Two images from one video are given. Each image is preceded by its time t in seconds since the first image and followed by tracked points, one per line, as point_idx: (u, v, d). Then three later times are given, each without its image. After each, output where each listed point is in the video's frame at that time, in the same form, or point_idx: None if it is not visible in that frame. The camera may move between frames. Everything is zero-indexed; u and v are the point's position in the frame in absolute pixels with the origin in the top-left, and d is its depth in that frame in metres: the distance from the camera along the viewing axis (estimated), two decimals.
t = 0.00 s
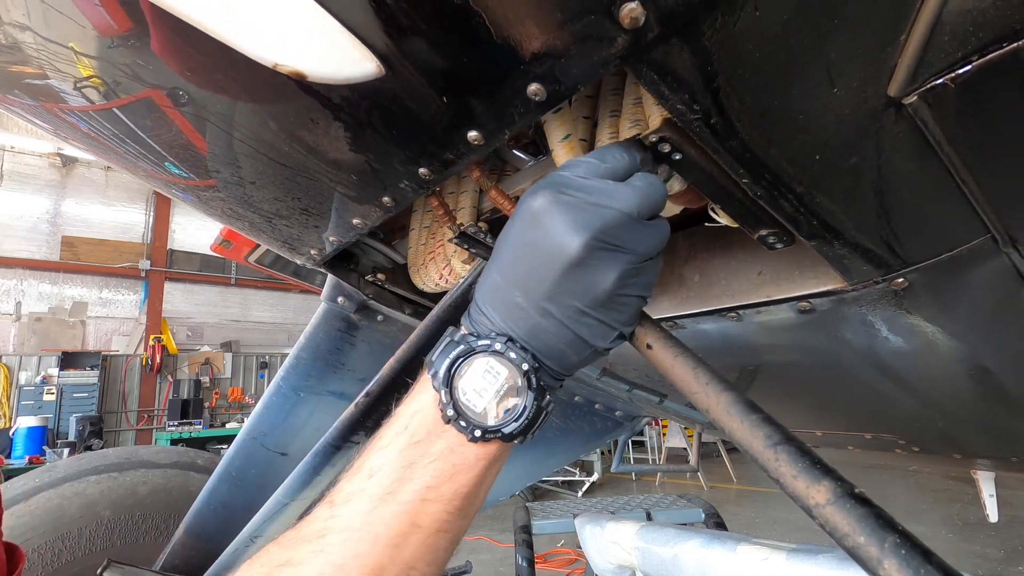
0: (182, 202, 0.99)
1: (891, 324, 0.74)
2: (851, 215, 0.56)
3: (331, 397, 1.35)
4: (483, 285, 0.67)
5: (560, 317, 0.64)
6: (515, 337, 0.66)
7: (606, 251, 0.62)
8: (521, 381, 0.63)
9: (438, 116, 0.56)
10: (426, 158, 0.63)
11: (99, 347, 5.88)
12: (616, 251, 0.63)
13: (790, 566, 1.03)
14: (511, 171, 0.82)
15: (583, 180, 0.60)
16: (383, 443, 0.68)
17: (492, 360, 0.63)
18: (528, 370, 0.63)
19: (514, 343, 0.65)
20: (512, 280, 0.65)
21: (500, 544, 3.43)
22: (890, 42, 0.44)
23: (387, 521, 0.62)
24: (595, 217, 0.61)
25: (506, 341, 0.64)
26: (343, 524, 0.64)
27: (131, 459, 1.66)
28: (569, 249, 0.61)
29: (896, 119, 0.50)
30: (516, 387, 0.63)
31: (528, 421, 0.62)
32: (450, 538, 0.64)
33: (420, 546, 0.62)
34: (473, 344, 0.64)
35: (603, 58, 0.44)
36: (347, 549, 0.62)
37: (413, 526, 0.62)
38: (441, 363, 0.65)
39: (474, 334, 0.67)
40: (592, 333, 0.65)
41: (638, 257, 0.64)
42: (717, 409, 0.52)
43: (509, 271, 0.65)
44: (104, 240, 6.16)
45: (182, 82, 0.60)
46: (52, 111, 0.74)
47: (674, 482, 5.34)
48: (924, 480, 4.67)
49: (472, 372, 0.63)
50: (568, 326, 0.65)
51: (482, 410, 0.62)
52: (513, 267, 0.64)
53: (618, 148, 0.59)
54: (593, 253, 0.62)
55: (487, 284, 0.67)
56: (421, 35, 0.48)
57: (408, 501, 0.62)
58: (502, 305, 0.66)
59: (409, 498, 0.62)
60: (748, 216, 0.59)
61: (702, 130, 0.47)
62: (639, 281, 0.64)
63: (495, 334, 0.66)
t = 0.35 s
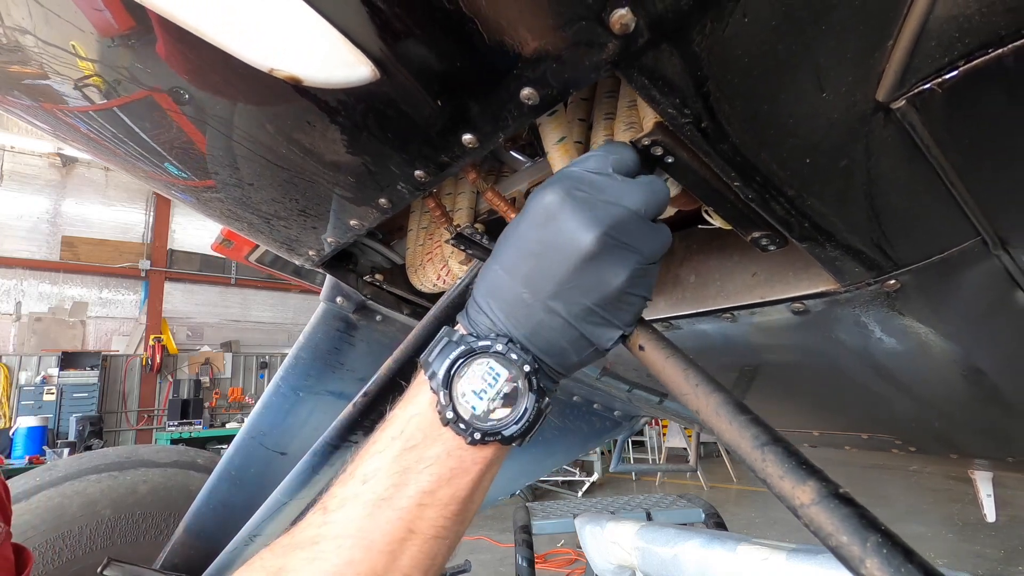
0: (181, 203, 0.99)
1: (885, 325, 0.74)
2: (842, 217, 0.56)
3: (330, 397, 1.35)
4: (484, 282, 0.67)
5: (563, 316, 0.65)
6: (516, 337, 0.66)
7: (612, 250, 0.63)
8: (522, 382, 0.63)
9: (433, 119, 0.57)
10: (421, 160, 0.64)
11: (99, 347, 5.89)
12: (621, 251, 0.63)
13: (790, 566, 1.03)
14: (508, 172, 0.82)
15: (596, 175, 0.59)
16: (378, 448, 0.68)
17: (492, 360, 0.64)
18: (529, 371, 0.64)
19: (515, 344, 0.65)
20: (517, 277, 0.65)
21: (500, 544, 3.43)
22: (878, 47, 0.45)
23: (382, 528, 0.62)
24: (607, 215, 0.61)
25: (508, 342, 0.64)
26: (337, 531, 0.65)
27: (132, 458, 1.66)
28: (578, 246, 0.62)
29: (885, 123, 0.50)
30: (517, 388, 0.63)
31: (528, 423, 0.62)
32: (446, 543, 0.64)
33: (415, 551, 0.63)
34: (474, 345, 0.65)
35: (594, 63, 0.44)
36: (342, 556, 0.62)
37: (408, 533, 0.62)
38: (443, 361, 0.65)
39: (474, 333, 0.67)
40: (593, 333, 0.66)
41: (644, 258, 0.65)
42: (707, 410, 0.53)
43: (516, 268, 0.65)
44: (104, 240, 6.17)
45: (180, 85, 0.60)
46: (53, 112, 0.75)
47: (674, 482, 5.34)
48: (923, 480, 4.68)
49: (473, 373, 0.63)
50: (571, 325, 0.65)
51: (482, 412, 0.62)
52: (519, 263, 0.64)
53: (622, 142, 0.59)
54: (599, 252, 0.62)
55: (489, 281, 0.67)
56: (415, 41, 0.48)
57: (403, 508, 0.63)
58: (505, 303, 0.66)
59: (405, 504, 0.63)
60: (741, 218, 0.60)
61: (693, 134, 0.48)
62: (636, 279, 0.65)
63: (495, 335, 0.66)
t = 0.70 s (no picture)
0: (182, 203, 1.00)
1: (881, 326, 0.75)
2: (837, 220, 0.57)
3: (331, 396, 1.36)
4: (470, 297, 0.69)
5: (545, 332, 0.65)
6: (495, 353, 0.66)
7: (593, 265, 0.63)
8: (498, 400, 0.63)
9: (433, 122, 0.57)
10: (421, 163, 0.64)
11: (99, 347, 5.89)
12: (605, 266, 0.63)
13: (790, 566, 1.05)
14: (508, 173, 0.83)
15: (589, 187, 0.62)
16: (356, 470, 0.70)
17: (467, 377, 0.64)
18: (505, 389, 0.64)
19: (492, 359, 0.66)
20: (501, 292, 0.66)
21: (500, 544, 3.44)
22: (872, 53, 0.45)
23: (356, 560, 0.65)
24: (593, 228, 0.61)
25: (482, 357, 0.65)
26: (314, 559, 0.68)
27: (133, 458, 1.67)
28: (560, 261, 0.62)
29: (879, 127, 0.51)
30: (493, 406, 0.63)
31: (503, 443, 0.62)
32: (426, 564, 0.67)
33: None
34: (448, 360, 0.65)
35: (592, 67, 0.45)
36: None
37: (382, 564, 0.65)
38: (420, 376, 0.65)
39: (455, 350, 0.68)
40: (576, 351, 0.66)
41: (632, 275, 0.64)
42: (703, 410, 0.54)
43: (500, 282, 0.66)
44: (104, 240, 6.17)
45: (181, 86, 0.61)
46: (55, 112, 0.75)
47: (674, 483, 5.35)
48: (923, 480, 4.68)
49: (447, 390, 0.63)
50: (552, 343, 0.65)
51: (457, 430, 0.62)
52: (504, 278, 0.66)
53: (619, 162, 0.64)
54: (581, 266, 0.63)
55: (475, 296, 0.68)
56: (416, 46, 0.49)
57: (376, 539, 0.65)
58: (488, 317, 0.67)
59: (378, 535, 0.65)
60: (738, 221, 0.61)
61: (689, 138, 0.49)
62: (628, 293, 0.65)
63: (473, 350, 0.66)
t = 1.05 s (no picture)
0: (183, 203, 1.00)
1: (881, 326, 0.75)
2: (838, 219, 0.57)
3: (330, 397, 1.35)
4: (480, 313, 0.69)
5: (558, 338, 0.65)
6: (512, 365, 0.67)
7: (597, 268, 0.63)
8: (523, 410, 0.63)
9: (434, 121, 0.57)
10: (422, 163, 0.64)
11: (99, 347, 5.89)
12: (610, 266, 0.64)
13: (790, 566, 1.04)
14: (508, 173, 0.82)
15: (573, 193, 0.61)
16: (392, 497, 0.69)
17: (491, 391, 0.64)
18: (528, 398, 0.64)
19: (512, 372, 0.66)
20: (508, 305, 0.66)
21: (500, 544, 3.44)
22: (873, 53, 0.45)
23: None
24: (586, 233, 0.62)
25: (504, 371, 0.65)
26: None
27: (134, 457, 1.67)
28: (561, 270, 0.63)
29: (880, 126, 0.50)
30: (519, 416, 0.63)
31: (534, 451, 0.62)
32: None
33: None
34: (471, 378, 0.65)
35: (593, 66, 0.45)
36: None
37: None
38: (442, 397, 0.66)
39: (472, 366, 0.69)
40: (593, 350, 0.67)
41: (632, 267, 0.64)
42: (704, 410, 0.54)
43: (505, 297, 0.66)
44: (104, 240, 6.17)
45: (181, 86, 0.61)
46: (55, 113, 0.75)
47: (674, 482, 5.35)
48: (923, 480, 4.68)
49: (472, 406, 0.64)
50: (567, 347, 0.66)
51: (487, 444, 0.63)
52: (508, 291, 0.66)
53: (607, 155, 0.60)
54: (585, 270, 0.63)
55: (483, 312, 0.68)
56: (416, 47, 0.49)
57: (424, 553, 0.63)
58: (500, 332, 0.67)
59: (425, 550, 0.63)
60: (739, 221, 0.61)
61: (690, 137, 0.48)
62: (630, 285, 0.66)
63: (492, 364, 0.67)
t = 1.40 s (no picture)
0: (182, 202, 0.99)
1: (887, 324, 0.74)
2: (845, 216, 0.56)
3: (330, 397, 1.35)
4: (496, 307, 0.69)
5: (571, 319, 0.64)
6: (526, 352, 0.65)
7: (606, 241, 0.61)
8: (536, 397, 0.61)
9: (435, 117, 0.56)
10: (423, 159, 0.63)
11: (99, 347, 5.89)
12: (620, 240, 0.61)
13: (789, 566, 1.04)
14: (509, 171, 0.82)
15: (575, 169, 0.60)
16: (416, 500, 0.68)
17: (503, 379, 0.63)
18: (541, 384, 0.62)
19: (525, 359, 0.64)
20: (520, 290, 0.65)
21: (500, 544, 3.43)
22: (883, 46, 0.45)
23: None
24: (594, 206, 0.60)
25: (514, 358, 0.64)
26: None
27: (132, 458, 1.66)
28: (566, 245, 0.61)
29: (890, 121, 0.50)
30: (531, 404, 0.61)
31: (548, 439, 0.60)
32: None
33: None
34: (484, 365, 0.64)
35: (598, 61, 0.44)
36: None
37: None
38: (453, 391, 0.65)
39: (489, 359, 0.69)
40: (610, 331, 0.64)
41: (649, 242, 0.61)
42: (712, 409, 0.53)
43: (517, 283, 0.66)
44: (104, 240, 6.16)
45: (179, 82, 0.60)
46: (53, 112, 0.74)
47: (674, 483, 5.34)
48: (923, 480, 4.68)
49: (485, 395, 0.62)
50: (581, 328, 0.64)
51: (500, 434, 0.61)
52: (519, 273, 0.65)
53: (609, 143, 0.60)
54: (593, 244, 0.61)
55: (499, 304, 0.68)
56: (419, 41, 0.48)
57: (445, 558, 0.61)
58: (513, 318, 0.66)
59: (446, 555, 0.61)
60: (744, 217, 0.60)
61: (697, 132, 0.48)
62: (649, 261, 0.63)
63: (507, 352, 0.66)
